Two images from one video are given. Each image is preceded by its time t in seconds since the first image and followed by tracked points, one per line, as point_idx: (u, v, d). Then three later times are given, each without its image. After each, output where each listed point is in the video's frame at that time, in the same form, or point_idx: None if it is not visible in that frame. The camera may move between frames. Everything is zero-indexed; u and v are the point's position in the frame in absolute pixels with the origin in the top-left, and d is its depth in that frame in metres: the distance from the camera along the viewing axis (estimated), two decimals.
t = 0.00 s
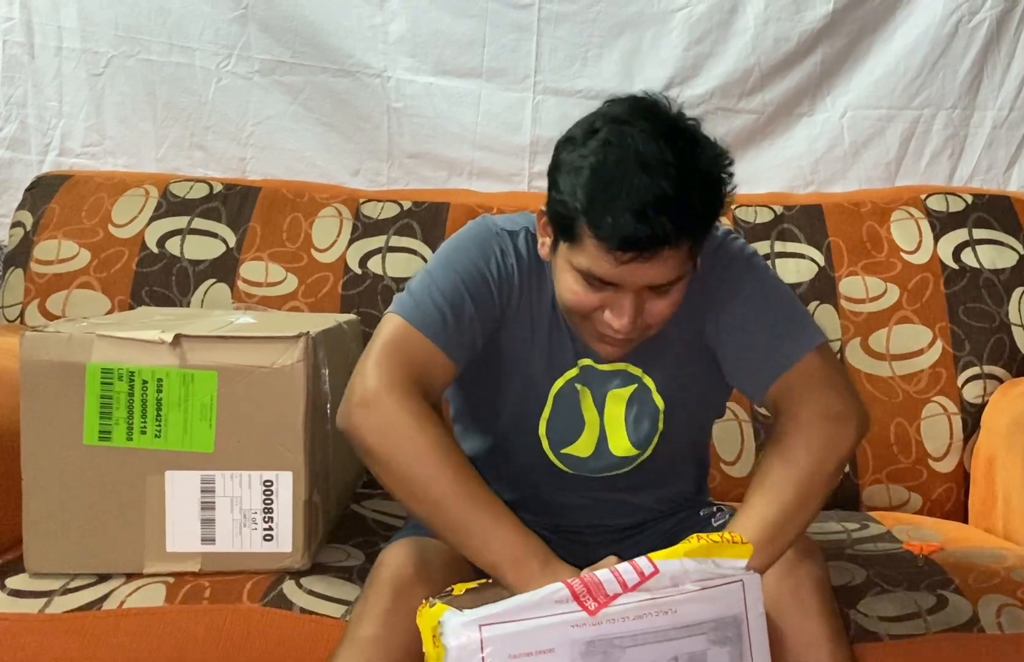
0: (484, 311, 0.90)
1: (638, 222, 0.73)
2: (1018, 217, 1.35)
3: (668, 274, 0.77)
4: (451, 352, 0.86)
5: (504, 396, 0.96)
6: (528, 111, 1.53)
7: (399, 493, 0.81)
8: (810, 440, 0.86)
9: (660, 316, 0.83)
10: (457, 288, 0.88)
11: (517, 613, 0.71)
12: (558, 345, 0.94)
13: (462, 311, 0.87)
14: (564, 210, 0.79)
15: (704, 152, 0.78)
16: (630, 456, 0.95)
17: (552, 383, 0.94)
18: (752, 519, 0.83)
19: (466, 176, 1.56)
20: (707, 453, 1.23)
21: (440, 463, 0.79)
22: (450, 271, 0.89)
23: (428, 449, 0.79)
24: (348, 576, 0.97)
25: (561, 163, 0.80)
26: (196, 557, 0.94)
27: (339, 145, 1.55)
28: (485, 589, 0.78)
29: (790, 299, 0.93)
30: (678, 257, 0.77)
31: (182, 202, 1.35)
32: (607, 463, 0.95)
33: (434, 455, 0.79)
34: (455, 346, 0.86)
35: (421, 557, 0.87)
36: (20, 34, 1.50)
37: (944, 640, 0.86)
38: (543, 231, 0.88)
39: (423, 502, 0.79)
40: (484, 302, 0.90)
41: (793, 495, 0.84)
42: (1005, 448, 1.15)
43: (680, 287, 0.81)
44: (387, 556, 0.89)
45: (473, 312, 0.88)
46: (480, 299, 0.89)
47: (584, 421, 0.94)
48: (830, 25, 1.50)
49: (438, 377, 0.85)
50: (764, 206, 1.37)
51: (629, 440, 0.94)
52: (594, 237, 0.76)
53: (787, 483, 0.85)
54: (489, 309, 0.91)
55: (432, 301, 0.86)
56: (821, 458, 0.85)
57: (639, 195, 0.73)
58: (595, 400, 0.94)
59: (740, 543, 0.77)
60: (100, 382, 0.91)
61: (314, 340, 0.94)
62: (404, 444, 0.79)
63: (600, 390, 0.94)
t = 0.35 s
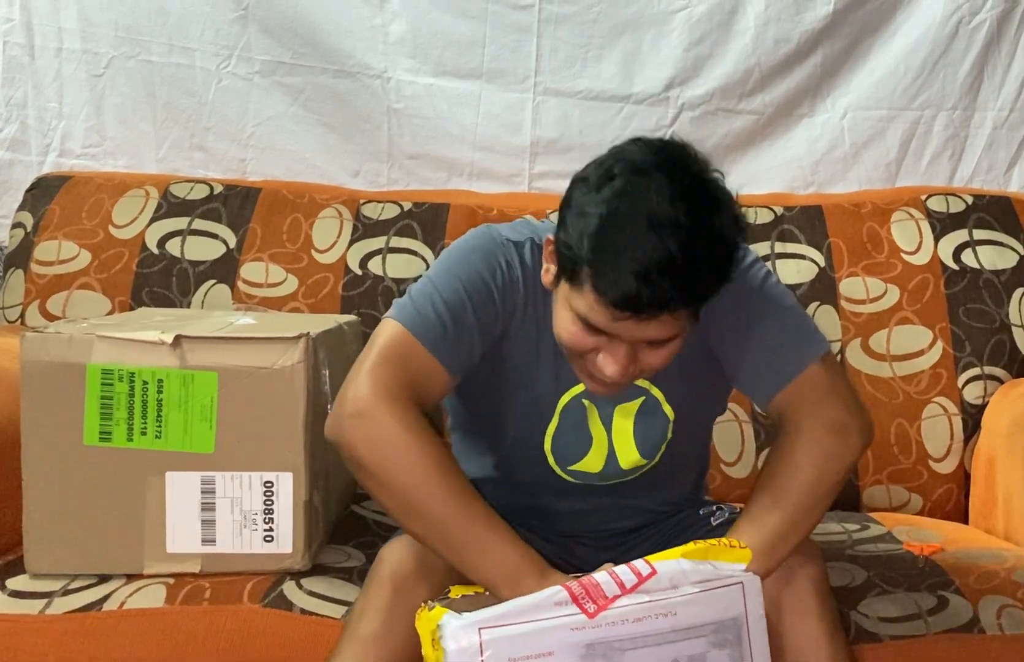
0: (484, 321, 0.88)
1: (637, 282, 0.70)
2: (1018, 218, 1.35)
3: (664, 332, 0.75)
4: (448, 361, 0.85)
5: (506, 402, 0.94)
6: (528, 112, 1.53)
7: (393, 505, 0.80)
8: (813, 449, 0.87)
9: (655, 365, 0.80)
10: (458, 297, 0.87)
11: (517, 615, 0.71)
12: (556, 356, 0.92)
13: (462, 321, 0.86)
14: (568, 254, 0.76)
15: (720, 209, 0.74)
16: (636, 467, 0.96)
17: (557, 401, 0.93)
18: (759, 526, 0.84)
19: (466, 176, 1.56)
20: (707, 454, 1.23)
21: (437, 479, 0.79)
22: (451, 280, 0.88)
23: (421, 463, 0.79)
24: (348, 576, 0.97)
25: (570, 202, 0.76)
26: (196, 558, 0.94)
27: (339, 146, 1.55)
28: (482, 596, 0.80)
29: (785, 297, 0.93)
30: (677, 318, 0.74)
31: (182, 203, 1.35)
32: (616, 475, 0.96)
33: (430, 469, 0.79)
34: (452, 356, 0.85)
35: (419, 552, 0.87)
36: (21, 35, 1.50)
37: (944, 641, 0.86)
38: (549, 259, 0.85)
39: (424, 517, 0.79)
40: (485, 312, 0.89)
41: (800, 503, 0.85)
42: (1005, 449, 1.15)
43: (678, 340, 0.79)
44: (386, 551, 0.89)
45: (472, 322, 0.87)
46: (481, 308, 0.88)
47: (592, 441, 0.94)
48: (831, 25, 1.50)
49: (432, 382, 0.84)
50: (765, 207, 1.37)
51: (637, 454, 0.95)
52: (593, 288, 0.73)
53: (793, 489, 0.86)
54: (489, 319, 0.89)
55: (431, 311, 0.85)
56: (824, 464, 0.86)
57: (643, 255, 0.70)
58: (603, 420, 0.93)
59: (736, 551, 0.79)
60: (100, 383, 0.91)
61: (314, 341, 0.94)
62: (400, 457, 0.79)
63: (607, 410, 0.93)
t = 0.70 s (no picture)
0: (491, 307, 0.91)
1: (637, 141, 0.78)
2: (1019, 218, 1.35)
3: (669, 202, 0.80)
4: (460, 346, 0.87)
5: (507, 394, 0.96)
6: (529, 113, 1.53)
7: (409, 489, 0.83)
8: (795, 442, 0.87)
9: (665, 261, 0.84)
10: (465, 285, 0.89)
11: (516, 613, 0.71)
12: (562, 339, 0.94)
13: (470, 307, 0.88)
14: (571, 150, 0.84)
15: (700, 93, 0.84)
16: (638, 447, 0.94)
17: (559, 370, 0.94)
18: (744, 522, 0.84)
19: (467, 177, 1.56)
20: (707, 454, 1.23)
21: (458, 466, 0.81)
22: (456, 267, 0.90)
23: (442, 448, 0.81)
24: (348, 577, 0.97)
25: (567, 113, 0.85)
26: (196, 559, 0.94)
27: (340, 147, 1.55)
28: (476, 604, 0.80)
29: (784, 304, 0.97)
30: (679, 183, 0.80)
31: (183, 203, 1.35)
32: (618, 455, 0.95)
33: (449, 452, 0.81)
34: (463, 341, 0.87)
35: (415, 560, 0.87)
36: (22, 35, 1.51)
37: (945, 642, 0.86)
38: (552, 191, 0.92)
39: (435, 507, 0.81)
40: (491, 296, 0.91)
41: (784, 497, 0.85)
42: (1007, 450, 1.15)
43: (682, 226, 0.84)
44: (381, 557, 0.89)
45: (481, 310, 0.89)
46: (487, 294, 0.91)
47: (594, 406, 0.93)
48: (831, 26, 1.50)
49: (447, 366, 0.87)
50: (765, 208, 1.37)
51: (639, 429, 0.94)
52: (598, 165, 0.80)
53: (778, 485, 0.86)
54: (496, 306, 0.92)
55: (441, 299, 0.87)
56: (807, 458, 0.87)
57: (640, 121, 0.79)
58: (605, 385, 0.94)
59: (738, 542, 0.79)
60: (101, 384, 0.91)
61: (315, 341, 0.94)
62: (422, 441, 0.81)
63: (609, 376, 0.94)
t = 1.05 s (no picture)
0: (456, 305, 0.99)
1: (603, 107, 0.87)
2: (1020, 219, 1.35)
3: (636, 160, 0.88)
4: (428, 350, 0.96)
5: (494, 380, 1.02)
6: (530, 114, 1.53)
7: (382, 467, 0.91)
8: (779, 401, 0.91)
9: (643, 218, 0.92)
10: (423, 293, 0.98)
11: (500, 588, 0.71)
12: (534, 319, 1.01)
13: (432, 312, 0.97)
14: (541, 132, 0.92)
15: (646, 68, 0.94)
16: (614, 422, 1.00)
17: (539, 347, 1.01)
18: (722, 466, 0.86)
19: (468, 178, 1.55)
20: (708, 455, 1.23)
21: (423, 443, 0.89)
22: (415, 279, 0.99)
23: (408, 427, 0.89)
24: (350, 578, 0.97)
25: (530, 101, 0.94)
26: (198, 559, 0.94)
27: (341, 148, 1.55)
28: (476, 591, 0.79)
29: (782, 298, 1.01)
30: (643, 142, 0.88)
31: (185, 204, 1.35)
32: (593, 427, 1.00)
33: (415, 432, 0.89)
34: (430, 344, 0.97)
35: (422, 561, 0.88)
36: (24, 37, 1.51)
37: (946, 642, 0.86)
38: (525, 180, 1.00)
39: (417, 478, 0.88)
40: (455, 295, 0.99)
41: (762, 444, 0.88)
42: (1008, 450, 1.15)
43: (652, 186, 0.92)
44: (387, 562, 0.89)
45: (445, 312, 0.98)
46: (451, 295, 0.99)
47: (570, 381, 1.00)
48: (832, 27, 1.50)
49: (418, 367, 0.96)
50: (766, 208, 1.37)
51: (613, 406, 0.99)
52: (570, 136, 0.88)
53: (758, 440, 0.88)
54: (461, 302, 1.00)
55: (402, 312, 0.97)
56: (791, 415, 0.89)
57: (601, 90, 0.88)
58: (582, 363, 1.00)
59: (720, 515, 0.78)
60: (103, 384, 0.91)
61: (317, 342, 0.94)
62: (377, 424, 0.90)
63: (587, 354, 1.00)
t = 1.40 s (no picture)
0: (432, 335, 1.03)
1: (576, 85, 0.91)
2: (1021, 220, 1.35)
3: (609, 136, 0.92)
4: (410, 386, 1.01)
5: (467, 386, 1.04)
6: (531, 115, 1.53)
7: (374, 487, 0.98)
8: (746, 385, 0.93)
9: (620, 197, 0.94)
10: (397, 334, 1.02)
11: (497, 586, 0.73)
12: (502, 324, 1.03)
13: (409, 351, 1.02)
14: (514, 122, 0.95)
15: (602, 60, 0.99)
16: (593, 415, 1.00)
17: (509, 349, 1.02)
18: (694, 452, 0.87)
19: (469, 178, 1.55)
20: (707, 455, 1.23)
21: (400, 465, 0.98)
22: (388, 322, 1.04)
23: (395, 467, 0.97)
24: (351, 579, 0.97)
25: (497, 97, 0.98)
26: (199, 560, 0.94)
27: (342, 148, 1.55)
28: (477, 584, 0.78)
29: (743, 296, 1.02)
30: (613, 120, 0.93)
31: (186, 205, 1.35)
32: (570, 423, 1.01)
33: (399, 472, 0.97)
34: (413, 382, 1.01)
35: (423, 564, 0.87)
36: (25, 37, 1.51)
37: (947, 643, 0.86)
38: (496, 179, 1.03)
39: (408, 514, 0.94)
40: (426, 325, 1.03)
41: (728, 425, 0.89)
42: (1009, 451, 1.15)
43: (623, 167, 0.95)
44: (386, 564, 0.88)
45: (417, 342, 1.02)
46: (422, 327, 1.03)
47: (544, 379, 1.00)
48: (833, 27, 1.50)
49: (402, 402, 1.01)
50: (767, 209, 1.37)
51: (589, 399, 1.00)
52: (546, 117, 0.92)
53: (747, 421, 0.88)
54: (433, 327, 1.03)
55: (383, 357, 1.02)
56: (764, 403, 0.91)
57: (571, 72, 0.93)
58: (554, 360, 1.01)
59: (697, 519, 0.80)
60: (104, 385, 0.91)
61: (318, 343, 0.94)
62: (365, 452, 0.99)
63: (559, 351, 1.01)
